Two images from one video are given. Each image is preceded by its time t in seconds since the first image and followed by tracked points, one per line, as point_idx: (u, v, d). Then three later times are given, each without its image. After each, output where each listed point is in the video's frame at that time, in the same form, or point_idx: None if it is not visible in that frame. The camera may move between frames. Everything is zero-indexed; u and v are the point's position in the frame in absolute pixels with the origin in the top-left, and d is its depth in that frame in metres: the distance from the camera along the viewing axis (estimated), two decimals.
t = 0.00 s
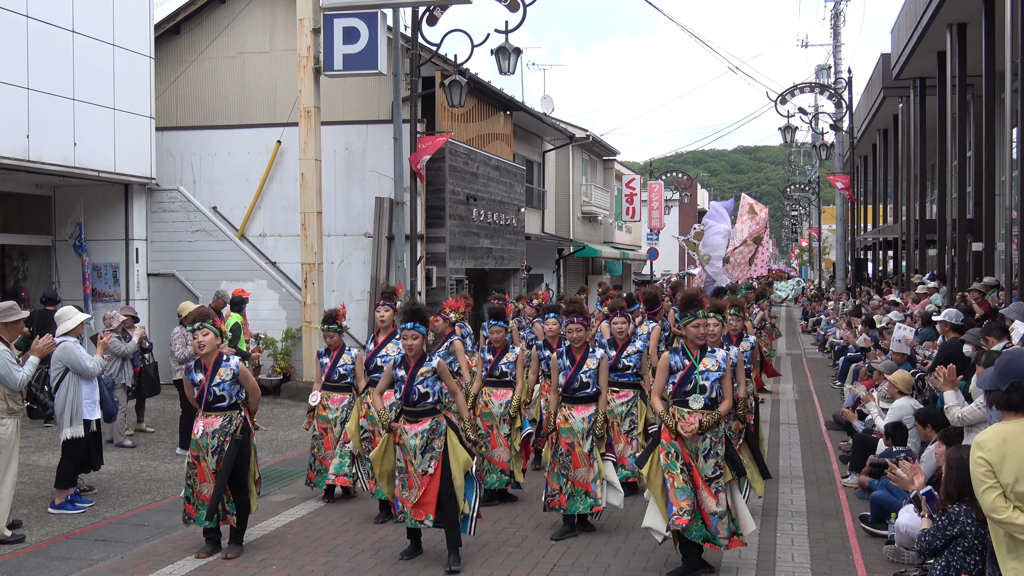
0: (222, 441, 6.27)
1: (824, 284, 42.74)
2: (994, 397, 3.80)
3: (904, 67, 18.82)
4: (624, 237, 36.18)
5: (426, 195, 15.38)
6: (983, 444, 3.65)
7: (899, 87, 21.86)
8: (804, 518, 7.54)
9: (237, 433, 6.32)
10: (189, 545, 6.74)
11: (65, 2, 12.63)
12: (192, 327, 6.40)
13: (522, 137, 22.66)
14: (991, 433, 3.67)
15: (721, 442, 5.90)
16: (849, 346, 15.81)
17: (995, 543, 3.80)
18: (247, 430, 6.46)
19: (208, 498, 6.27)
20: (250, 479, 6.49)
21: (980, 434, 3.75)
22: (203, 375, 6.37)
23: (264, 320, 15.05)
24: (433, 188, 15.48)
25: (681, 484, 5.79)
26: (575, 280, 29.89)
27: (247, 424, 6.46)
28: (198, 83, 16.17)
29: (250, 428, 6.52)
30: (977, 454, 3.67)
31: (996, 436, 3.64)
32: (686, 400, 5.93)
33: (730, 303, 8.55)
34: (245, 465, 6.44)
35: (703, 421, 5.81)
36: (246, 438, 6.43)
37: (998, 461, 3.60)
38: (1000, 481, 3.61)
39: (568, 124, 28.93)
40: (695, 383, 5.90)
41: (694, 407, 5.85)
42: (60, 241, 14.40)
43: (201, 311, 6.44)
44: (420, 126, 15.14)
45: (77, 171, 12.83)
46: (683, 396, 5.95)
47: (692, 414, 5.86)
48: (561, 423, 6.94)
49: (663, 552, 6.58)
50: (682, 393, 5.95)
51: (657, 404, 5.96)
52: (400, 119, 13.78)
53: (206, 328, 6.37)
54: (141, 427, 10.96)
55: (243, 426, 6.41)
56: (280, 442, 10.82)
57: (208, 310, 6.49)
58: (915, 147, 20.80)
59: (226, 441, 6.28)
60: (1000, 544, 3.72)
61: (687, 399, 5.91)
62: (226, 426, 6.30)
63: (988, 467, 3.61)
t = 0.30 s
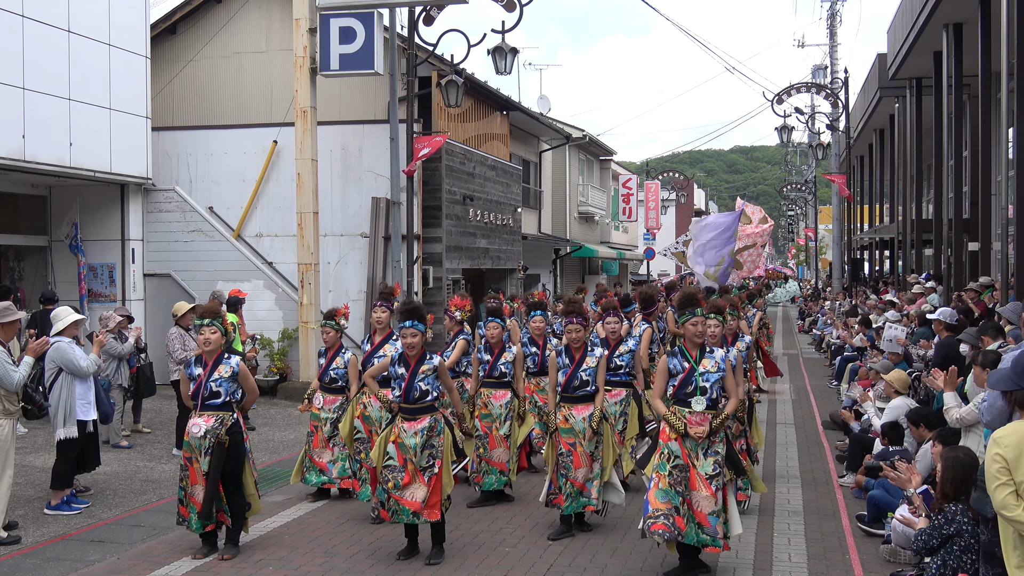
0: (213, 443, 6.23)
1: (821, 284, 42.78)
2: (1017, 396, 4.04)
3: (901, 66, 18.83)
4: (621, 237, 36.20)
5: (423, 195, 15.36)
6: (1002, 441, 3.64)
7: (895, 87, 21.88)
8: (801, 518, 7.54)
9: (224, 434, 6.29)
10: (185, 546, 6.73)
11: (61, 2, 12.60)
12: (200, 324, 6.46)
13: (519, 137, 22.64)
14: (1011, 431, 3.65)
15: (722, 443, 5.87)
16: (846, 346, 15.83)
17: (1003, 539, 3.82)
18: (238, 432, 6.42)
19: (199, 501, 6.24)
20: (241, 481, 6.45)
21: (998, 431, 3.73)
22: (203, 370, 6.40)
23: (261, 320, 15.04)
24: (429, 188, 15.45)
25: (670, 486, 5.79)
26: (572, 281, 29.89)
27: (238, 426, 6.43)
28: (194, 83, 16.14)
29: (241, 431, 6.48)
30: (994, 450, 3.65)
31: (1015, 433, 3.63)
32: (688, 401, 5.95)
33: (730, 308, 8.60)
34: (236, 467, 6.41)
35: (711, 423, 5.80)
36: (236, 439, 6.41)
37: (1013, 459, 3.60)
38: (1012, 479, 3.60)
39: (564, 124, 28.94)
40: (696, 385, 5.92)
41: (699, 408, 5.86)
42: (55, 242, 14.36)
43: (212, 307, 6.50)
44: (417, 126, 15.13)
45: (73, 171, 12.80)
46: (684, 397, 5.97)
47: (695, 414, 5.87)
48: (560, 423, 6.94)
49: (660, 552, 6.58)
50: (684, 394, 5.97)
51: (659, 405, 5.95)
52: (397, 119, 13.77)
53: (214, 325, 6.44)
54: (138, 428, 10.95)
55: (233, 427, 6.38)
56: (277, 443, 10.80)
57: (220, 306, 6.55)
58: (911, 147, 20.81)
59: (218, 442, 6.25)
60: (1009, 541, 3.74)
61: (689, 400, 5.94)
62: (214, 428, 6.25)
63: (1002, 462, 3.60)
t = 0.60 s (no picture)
0: (212, 444, 6.25)
1: (817, 283, 42.82)
2: None
3: (897, 66, 18.84)
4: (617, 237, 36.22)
5: (419, 195, 15.34)
6: None
7: (891, 87, 21.90)
8: (797, 517, 7.55)
9: (229, 435, 6.30)
10: (181, 546, 6.72)
11: (57, 2, 12.58)
12: (197, 324, 6.40)
13: (515, 137, 22.64)
14: None
15: (722, 441, 5.87)
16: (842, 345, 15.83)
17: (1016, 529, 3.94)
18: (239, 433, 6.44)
19: (198, 505, 6.24)
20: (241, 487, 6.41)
21: None
22: (200, 369, 6.41)
23: (257, 320, 15.03)
24: (426, 189, 15.45)
25: (664, 484, 5.82)
26: (569, 281, 29.90)
27: (238, 427, 6.44)
28: (190, 83, 16.13)
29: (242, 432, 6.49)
30: None
31: None
32: (687, 402, 5.94)
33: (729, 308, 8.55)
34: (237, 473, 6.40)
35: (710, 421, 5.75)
36: (238, 441, 6.42)
37: None
38: None
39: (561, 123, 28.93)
40: (695, 387, 5.91)
41: (699, 409, 5.75)
42: (52, 242, 14.34)
43: (209, 307, 6.39)
44: (413, 126, 15.13)
45: (69, 172, 12.78)
46: (683, 399, 5.97)
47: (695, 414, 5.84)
48: (557, 423, 6.95)
49: (657, 552, 6.58)
50: (683, 396, 5.96)
51: (655, 402, 5.93)
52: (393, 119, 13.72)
53: (214, 328, 6.40)
54: (134, 428, 10.93)
55: (235, 428, 6.40)
56: (273, 443, 10.80)
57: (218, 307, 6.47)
58: (908, 147, 20.81)
59: (218, 444, 6.26)
60: None
61: (688, 401, 5.92)
62: (217, 429, 6.26)
63: None
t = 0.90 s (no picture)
0: (214, 444, 6.25)
1: (815, 284, 42.88)
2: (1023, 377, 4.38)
3: (894, 67, 18.88)
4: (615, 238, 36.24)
5: (416, 195, 15.35)
6: None
7: (889, 87, 21.94)
8: (794, 517, 7.57)
9: (230, 435, 6.33)
10: (178, 547, 6.71)
11: (54, 3, 12.58)
12: (195, 326, 6.35)
13: (513, 137, 22.65)
14: None
15: (720, 444, 5.87)
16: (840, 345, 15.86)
17: None
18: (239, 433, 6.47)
19: (202, 507, 6.22)
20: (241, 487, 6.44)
21: None
22: (199, 370, 6.41)
23: (254, 321, 15.02)
24: (423, 189, 15.45)
25: (666, 488, 5.89)
26: (566, 281, 29.92)
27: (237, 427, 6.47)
28: (187, 84, 16.12)
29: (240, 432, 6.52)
30: None
31: None
32: (683, 404, 5.94)
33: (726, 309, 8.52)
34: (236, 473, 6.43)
35: (703, 425, 5.77)
36: (239, 441, 6.45)
37: None
38: None
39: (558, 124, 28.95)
40: (691, 389, 5.91)
41: (692, 412, 5.83)
42: (49, 242, 14.33)
43: (208, 310, 6.30)
44: (410, 126, 15.13)
45: (66, 172, 12.78)
46: (679, 400, 5.97)
47: (690, 416, 5.85)
48: (554, 422, 6.95)
49: (654, 551, 6.60)
50: (679, 398, 5.96)
51: (652, 405, 5.95)
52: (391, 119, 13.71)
53: (211, 331, 6.35)
54: (131, 429, 10.93)
55: (235, 428, 6.43)
56: (271, 443, 10.81)
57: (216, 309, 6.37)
58: (905, 147, 20.86)
59: (221, 444, 6.28)
60: None
61: (684, 403, 5.92)
62: (219, 429, 6.28)
63: None
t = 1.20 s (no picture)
0: (209, 445, 6.26)
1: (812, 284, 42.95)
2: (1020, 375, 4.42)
3: (891, 69, 18.92)
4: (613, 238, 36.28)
5: (414, 196, 15.38)
6: None
7: (886, 89, 21.98)
8: (791, 518, 7.59)
9: (225, 435, 6.34)
10: (175, 547, 6.72)
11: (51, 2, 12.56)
12: (191, 327, 6.33)
13: (510, 137, 22.66)
14: None
15: (719, 444, 5.86)
16: (837, 346, 15.90)
17: None
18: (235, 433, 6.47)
19: (198, 507, 6.22)
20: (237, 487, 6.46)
21: None
22: (198, 370, 6.41)
23: (252, 321, 15.02)
24: (421, 189, 15.46)
25: (664, 492, 5.90)
26: (563, 282, 29.94)
27: (234, 427, 6.47)
28: (184, 83, 16.11)
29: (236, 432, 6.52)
30: None
31: None
32: (680, 404, 5.96)
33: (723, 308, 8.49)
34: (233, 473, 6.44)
35: (701, 425, 5.79)
36: (234, 441, 6.45)
37: None
38: None
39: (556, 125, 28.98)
40: (687, 388, 5.93)
41: (690, 412, 5.85)
42: (46, 242, 14.32)
43: (205, 312, 6.29)
44: (408, 126, 15.14)
45: (63, 172, 12.77)
46: (676, 400, 5.98)
47: (687, 417, 5.86)
48: (550, 423, 6.96)
49: (651, 552, 6.61)
50: (676, 397, 5.98)
51: (649, 407, 5.96)
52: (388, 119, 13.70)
53: (208, 333, 6.36)
54: (128, 429, 10.93)
55: (230, 428, 6.43)
56: (268, 443, 10.80)
57: (214, 310, 6.37)
58: (902, 149, 20.89)
59: (216, 444, 6.28)
60: None
61: (681, 403, 5.94)
62: (214, 429, 6.29)
63: None
